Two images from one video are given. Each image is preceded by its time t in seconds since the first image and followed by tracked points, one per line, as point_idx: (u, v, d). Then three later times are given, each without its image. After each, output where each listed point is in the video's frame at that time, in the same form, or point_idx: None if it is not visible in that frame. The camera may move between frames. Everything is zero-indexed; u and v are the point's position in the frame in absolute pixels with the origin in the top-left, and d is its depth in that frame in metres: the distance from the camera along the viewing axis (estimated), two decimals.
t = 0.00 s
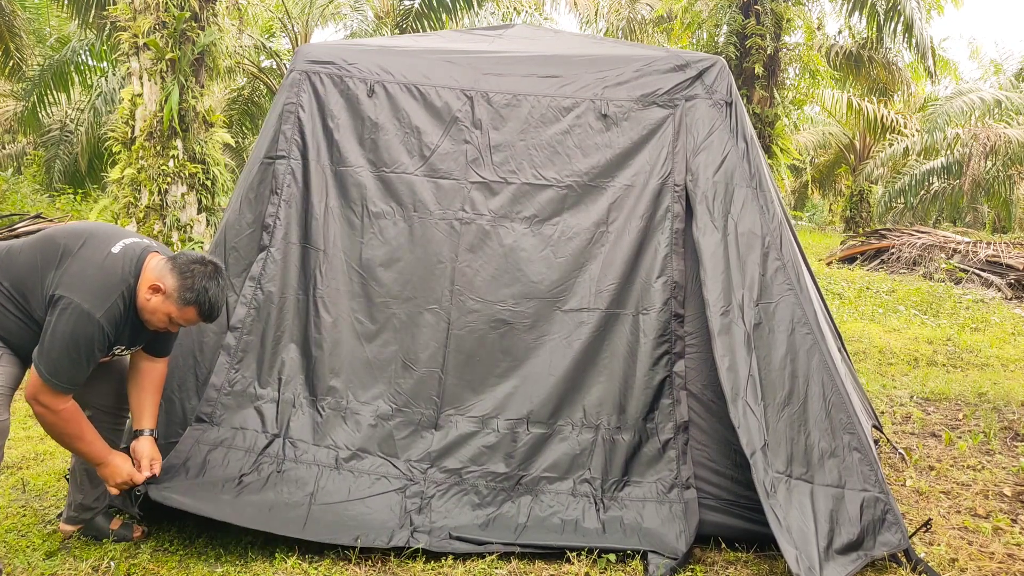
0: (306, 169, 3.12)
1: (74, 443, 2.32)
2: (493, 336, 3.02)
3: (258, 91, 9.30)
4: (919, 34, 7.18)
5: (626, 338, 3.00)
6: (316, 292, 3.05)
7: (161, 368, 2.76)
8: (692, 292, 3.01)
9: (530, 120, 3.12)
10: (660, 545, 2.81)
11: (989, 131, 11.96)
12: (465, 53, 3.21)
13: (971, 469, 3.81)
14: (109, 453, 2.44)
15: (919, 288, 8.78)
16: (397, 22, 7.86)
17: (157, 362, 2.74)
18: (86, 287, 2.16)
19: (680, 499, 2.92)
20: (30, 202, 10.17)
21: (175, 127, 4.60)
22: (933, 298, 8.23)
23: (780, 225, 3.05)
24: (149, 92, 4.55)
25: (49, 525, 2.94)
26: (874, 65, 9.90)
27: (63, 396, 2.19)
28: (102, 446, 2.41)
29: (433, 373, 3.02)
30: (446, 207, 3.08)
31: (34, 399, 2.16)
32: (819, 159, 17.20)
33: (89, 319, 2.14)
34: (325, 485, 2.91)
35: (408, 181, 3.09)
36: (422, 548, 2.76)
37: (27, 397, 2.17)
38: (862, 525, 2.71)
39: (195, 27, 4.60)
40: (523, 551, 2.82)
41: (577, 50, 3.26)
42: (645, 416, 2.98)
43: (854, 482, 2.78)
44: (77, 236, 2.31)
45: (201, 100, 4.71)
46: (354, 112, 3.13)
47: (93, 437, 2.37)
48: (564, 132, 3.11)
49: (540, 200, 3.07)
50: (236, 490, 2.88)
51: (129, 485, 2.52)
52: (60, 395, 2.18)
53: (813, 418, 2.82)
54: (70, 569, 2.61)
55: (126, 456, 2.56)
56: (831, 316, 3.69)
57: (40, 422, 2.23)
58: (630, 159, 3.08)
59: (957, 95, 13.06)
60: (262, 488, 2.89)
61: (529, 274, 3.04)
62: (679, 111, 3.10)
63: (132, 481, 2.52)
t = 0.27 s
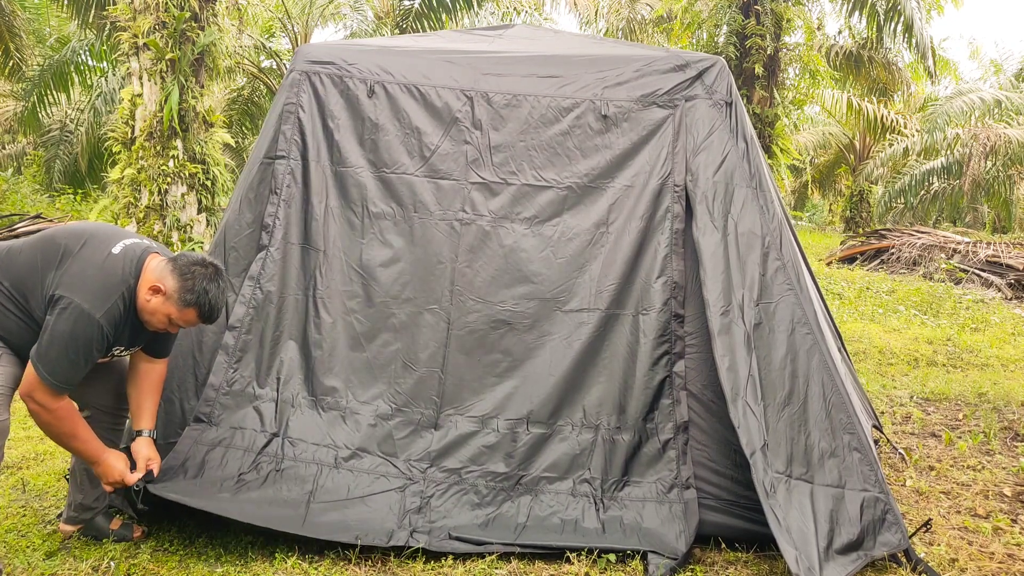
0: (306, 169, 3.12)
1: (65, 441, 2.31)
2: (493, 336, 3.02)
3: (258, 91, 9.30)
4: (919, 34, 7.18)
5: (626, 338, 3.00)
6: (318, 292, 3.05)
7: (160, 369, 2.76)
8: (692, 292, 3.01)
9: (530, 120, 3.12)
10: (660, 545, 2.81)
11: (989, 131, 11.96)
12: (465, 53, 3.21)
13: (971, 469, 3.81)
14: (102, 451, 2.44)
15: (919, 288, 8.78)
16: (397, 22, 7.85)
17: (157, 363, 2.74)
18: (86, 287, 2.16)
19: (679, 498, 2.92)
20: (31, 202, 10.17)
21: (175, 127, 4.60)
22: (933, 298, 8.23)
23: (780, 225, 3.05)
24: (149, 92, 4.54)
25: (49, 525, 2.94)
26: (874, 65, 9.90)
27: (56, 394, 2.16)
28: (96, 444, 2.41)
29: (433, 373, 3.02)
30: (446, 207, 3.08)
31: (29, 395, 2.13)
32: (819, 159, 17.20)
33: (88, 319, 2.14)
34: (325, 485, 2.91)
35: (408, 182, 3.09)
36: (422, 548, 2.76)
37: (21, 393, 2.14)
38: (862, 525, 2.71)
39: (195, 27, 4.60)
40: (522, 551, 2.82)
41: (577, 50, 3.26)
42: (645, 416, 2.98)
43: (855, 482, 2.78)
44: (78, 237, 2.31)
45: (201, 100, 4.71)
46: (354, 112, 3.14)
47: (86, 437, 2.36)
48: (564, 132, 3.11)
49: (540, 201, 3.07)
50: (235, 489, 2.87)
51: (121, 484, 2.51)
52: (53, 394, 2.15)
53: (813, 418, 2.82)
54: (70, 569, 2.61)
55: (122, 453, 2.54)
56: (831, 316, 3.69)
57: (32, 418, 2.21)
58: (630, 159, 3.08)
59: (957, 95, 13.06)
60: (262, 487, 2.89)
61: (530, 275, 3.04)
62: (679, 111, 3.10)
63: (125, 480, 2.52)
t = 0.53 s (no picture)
0: (306, 169, 3.12)
1: (62, 442, 2.31)
2: (493, 336, 3.02)
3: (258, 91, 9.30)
4: (919, 34, 7.18)
5: (626, 338, 3.00)
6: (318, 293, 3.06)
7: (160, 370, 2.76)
8: (692, 292, 3.01)
9: (530, 120, 3.12)
10: (660, 545, 2.81)
11: (989, 131, 11.95)
12: (465, 54, 3.21)
13: (971, 469, 3.81)
14: (99, 451, 2.43)
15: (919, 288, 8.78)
16: (396, 22, 7.84)
17: (157, 364, 2.74)
18: (84, 287, 2.16)
19: (679, 498, 2.92)
20: (31, 202, 10.18)
21: (175, 127, 4.60)
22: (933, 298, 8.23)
23: (780, 225, 3.05)
24: (149, 92, 4.54)
25: (49, 525, 2.94)
26: (874, 65, 9.89)
27: (52, 394, 2.17)
28: (93, 443, 2.41)
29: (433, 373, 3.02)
30: (446, 208, 3.08)
31: (26, 393, 2.14)
32: (819, 159, 17.20)
33: (86, 319, 2.13)
34: (325, 484, 2.90)
35: (408, 182, 3.09)
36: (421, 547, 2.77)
37: (18, 391, 2.15)
38: (862, 525, 2.71)
39: (195, 27, 4.60)
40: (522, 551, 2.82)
41: (577, 50, 3.26)
42: (645, 416, 2.98)
43: (854, 482, 2.78)
44: (76, 237, 2.31)
45: (201, 100, 4.71)
46: (354, 112, 3.14)
47: (83, 437, 2.35)
48: (564, 132, 3.11)
49: (540, 201, 3.07)
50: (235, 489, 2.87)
51: (118, 485, 2.50)
52: (50, 393, 2.16)
53: (813, 418, 2.82)
54: (70, 569, 2.61)
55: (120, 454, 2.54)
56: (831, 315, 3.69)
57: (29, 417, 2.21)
58: (630, 159, 3.08)
59: (957, 95, 13.06)
60: (261, 487, 2.89)
61: (530, 275, 3.04)
62: (679, 111, 3.10)
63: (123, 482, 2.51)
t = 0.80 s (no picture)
0: (306, 170, 3.12)
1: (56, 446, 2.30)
2: (493, 336, 3.02)
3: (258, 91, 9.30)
4: (919, 34, 7.18)
5: (626, 338, 3.01)
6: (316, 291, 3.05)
7: (163, 369, 2.77)
8: (692, 292, 3.01)
9: (530, 121, 3.12)
10: (660, 544, 2.81)
11: (989, 131, 11.95)
12: (465, 54, 3.21)
13: (971, 469, 3.81)
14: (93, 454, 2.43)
15: (919, 288, 8.78)
16: (396, 22, 7.84)
17: (160, 364, 2.74)
18: (80, 287, 2.16)
19: (680, 498, 2.92)
20: (31, 202, 10.18)
21: (175, 127, 4.60)
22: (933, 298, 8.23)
23: (780, 225, 3.05)
24: (149, 92, 4.55)
25: (49, 525, 2.94)
26: (874, 65, 9.90)
27: (49, 394, 2.17)
28: (88, 447, 2.40)
29: (433, 374, 3.02)
30: (446, 208, 3.08)
31: (20, 391, 2.14)
32: (819, 159, 17.19)
33: (82, 319, 2.13)
34: (325, 484, 2.90)
35: (408, 183, 3.10)
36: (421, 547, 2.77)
37: (13, 390, 2.14)
38: (862, 525, 2.71)
39: (195, 27, 4.60)
40: (523, 551, 2.82)
41: (577, 51, 3.26)
42: (646, 416, 2.98)
43: (854, 482, 2.78)
44: (72, 236, 2.31)
45: (201, 100, 4.71)
46: (354, 112, 3.14)
47: (78, 440, 2.34)
48: (564, 133, 3.11)
49: (540, 201, 3.07)
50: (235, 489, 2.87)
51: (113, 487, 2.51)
52: (47, 394, 2.15)
53: (813, 418, 2.82)
54: (70, 569, 2.61)
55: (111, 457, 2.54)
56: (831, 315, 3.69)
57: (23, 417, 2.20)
58: (630, 160, 3.08)
59: (957, 95, 13.05)
60: (262, 487, 2.89)
61: (530, 275, 3.04)
62: (679, 111, 3.10)
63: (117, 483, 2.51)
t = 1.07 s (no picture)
0: (306, 170, 3.12)
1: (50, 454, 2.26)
2: (493, 336, 3.02)
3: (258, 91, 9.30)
4: (919, 34, 7.18)
5: (626, 338, 3.01)
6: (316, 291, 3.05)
7: (167, 370, 2.76)
8: (693, 292, 3.01)
9: (530, 121, 3.12)
10: (661, 544, 2.81)
11: (989, 131, 11.95)
12: (465, 54, 3.21)
13: (971, 469, 3.81)
14: (88, 469, 2.38)
15: (919, 288, 8.78)
16: (396, 22, 7.83)
17: (163, 365, 2.74)
18: (79, 288, 2.16)
19: (680, 499, 2.92)
20: (31, 202, 10.19)
21: (175, 127, 4.60)
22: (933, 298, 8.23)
23: (780, 225, 3.05)
24: (149, 92, 4.55)
25: (49, 525, 2.94)
26: (874, 65, 9.89)
27: (48, 397, 2.16)
28: (81, 461, 2.35)
29: (433, 374, 3.02)
30: (446, 208, 3.08)
31: (18, 395, 2.14)
32: (819, 159, 17.19)
33: (81, 320, 2.13)
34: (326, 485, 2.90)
35: (408, 183, 3.10)
36: (420, 548, 2.78)
37: (13, 394, 2.16)
38: (862, 525, 2.71)
39: (195, 27, 4.60)
40: (523, 551, 2.83)
41: (577, 51, 3.26)
42: (646, 416, 2.98)
43: (854, 482, 2.78)
44: (71, 237, 2.31)
45: (201, 100, 4.71)
46: (354, 112, 3.14)
47: (73, 450, 2.31)
48: (564, 133, 3.11)
49: (540, 201, 3.07)
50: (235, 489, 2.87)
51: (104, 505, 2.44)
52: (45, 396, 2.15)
53: (813, 418, 2.82)
54: (70, 569, 2.61)
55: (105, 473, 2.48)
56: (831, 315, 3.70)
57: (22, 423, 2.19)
58: (630, 160, 3.08)
59: (957, 95, 13.05)
60: (262, 488, 2.88)
61: (530, 275, 3.04)
62: (679, 111, 3.09)
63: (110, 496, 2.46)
